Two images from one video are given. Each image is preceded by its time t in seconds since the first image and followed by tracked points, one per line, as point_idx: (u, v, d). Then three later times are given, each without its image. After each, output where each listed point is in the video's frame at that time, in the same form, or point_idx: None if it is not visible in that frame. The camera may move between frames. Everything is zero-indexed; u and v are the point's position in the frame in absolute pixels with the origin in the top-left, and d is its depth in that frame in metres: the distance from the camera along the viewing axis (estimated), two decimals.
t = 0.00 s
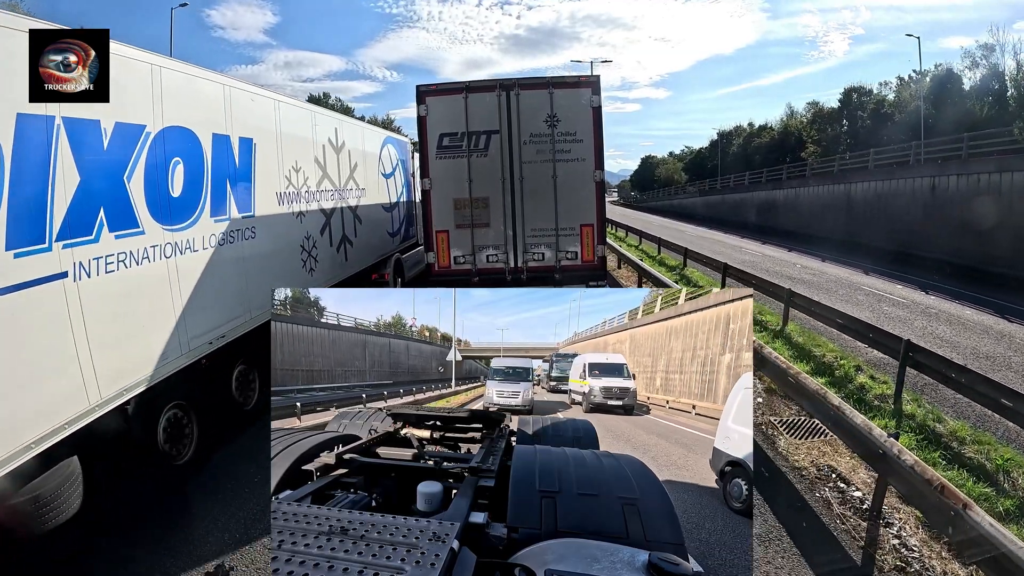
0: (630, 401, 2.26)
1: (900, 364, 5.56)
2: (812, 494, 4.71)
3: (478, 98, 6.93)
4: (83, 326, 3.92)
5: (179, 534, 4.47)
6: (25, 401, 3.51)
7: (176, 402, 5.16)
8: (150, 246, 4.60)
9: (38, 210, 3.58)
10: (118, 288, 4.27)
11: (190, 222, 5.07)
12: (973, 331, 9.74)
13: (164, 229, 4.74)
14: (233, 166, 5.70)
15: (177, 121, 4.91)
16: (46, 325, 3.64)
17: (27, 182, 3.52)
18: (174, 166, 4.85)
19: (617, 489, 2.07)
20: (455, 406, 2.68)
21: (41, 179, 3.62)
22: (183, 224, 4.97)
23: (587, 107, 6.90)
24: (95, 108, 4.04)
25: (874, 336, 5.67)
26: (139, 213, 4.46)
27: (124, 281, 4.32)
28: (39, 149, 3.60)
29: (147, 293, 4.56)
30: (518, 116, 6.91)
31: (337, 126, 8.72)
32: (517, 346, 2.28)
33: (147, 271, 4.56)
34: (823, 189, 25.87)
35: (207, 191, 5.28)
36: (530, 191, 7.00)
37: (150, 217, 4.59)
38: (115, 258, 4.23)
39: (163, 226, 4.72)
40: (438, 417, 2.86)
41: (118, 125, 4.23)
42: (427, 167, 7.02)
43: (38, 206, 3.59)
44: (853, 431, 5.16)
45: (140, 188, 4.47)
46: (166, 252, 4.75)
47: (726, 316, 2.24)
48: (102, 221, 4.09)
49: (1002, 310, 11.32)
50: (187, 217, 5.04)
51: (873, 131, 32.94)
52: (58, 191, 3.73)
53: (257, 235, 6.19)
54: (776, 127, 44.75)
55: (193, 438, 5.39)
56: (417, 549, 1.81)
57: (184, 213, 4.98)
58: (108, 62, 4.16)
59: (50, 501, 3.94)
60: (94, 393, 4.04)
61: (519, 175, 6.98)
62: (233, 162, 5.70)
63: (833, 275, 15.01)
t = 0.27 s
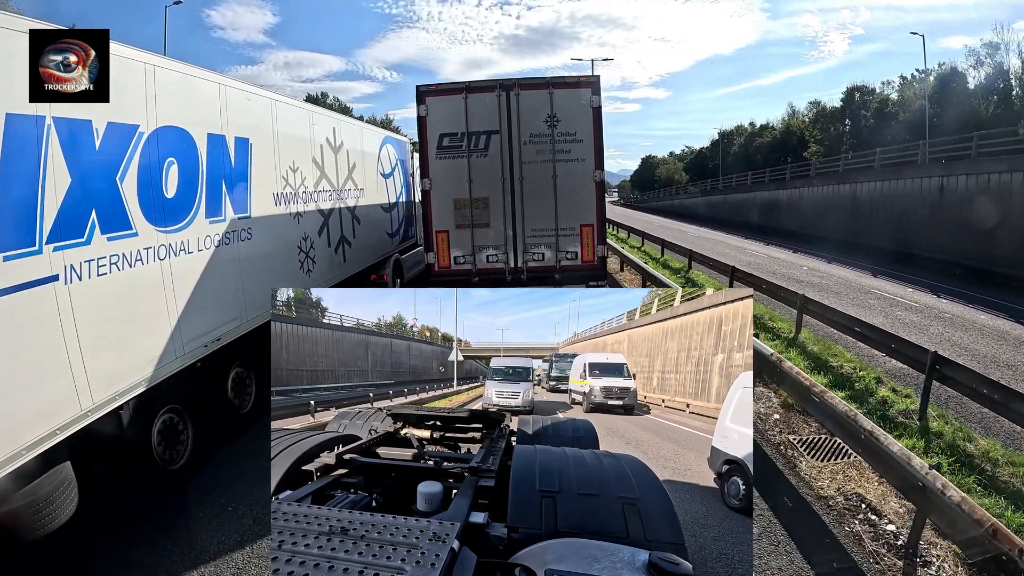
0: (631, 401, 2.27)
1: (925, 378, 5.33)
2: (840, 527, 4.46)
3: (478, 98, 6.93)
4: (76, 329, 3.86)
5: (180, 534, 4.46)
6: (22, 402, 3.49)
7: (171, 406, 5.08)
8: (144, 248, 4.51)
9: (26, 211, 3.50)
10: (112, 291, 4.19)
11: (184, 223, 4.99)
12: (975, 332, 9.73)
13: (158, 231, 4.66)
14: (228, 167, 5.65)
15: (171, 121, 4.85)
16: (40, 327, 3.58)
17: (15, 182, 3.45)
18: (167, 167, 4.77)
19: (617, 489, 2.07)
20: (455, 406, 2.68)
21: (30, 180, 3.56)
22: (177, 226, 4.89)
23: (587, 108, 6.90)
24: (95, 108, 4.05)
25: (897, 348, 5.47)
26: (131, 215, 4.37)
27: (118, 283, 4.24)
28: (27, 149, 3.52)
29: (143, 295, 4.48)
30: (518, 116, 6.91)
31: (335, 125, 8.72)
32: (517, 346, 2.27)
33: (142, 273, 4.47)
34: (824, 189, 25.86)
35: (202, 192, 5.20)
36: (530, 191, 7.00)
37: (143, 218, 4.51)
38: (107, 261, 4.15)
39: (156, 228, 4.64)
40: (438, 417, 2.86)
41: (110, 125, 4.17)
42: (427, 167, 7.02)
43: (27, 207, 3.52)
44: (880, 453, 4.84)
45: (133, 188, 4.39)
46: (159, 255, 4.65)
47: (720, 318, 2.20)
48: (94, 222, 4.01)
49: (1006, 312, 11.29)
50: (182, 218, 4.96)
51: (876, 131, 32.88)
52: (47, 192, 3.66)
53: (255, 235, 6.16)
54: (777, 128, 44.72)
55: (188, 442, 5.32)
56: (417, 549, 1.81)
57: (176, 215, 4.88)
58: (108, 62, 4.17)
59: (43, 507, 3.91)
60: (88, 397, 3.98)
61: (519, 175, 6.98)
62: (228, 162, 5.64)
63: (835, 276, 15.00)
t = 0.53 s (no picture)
0: (631, 402, 2.27)
1: (954, 392, 5.20)
2: (855, 543, 4.29)
3: (478, 98, 6.93)
4: (72, 329, 3.83)
5: (180, 534, 4.46)
6: (22, 402, 3.49)
7: (166, 409, 5.03)
8: (140, 249, 4.47)
9: (18, 212, 3.46)
10: (108, 291, 4.16)
11: (181, 224, 4.95)
12: (977, 334, 9.72)
13: (154, 231, 4.62)
14: (225, 167, 5.62)
15: (169, 121, 4.83)
16: (36, 327, 3.56)
17: (7, 183, 3.41)
18: (164, 167, 4.74)
19: (617, 489, 2.07)
20: (453, 407, 2.66)
21: (23, 180, 3.53)
22: (173, 226, 4.86)
23: (587, 108, 6.90)
24: (96, 108, 4.05)
25: (921, 359, 5.31)
26: (127, 215, 4.34)
27: (115, 283, 4.21)
28: (20, 149, 3.49)
29: (140, 295, 4.45)
30: (518, 116, 6.91)
31: (334, 125, 8.73)
32: (516, 346, 2.28)
33: (138, 273, 4.44)
34: (826, 189, 25.83)
35: (199, 192, 5.18)
36: (530, 191, 7.00)
37: (139, 218, 4.46)
38: (102, 263, 4.11)
39: (152, 228, 4.61)
40: (438, 417, 2.86)
41: (107, 124, 4.13)
42: (428, 167, 7.02)
43: (21, 207, 3.49)
44: (916, 483, 4.64)
45: (128, 189, 4.35)
46: (155, 255, 4.62)
47: (714, 320, 2.20)
48: (89, 223, 3.98)
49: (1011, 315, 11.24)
50: (178, 218, 4.92)
51: (878, 131, 32.83)
52: (42, 192, 3.63)
53: (253, 235, 6.15)
54: (779, 127, 44.67)
55: (185, 442, 5.30)
56: (417, 549, 1.81)
57: (174, 215, 4.85)
58: (108, 62, 4.17)
59: (37, 511, 3.85)
60: (85, 398, 3.95)
61: (519, 175, 6.98)
62: (225, 162, 5.62)
63: (837, 277, 14.97)
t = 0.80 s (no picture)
0: (631, 402, 2.26)
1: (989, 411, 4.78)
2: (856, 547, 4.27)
3: (479, 97, 6.93)
4: (68, 330, 3.80)
5: (179, 534, 4.46)
6: (21, 401, 3.49)
7: (165, 410, 5.01)
8: (137, 249, 4.45)
9: (13, 211, 3.44)
10: (104, 291, 4.14)
11: (178, 223, 4.94)
12: (980, 335, 9.71)
13: (151, 230, 4.61)
14: (223, 165, 5.62)
15: (167, 121, 4.82)
16: (33, 327, 3.55)
17: (4, 181, 3.39)
18: (161, 166, 4.73)
19: (617, 489, 2.07)
20: (451, 407, 2.64)
21: (21, 179, 3.51)
22: (171, 226, 4.84)
23: (588, 107, 6.90)
24: (95, 108, 4.05)
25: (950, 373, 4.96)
26: (123, 214, 4.32)
27: (112, 283, 4.19)
28: (17, 148, 3.47)
29: (137, 295, 4.44)
30: (519, 116, 6.91)
31: (333, 124, 8.72)
32: (516, 346, 2.28)
33: (136, 273, 4.43)
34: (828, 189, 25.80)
35: (196, 192, 5.17)
36: (530, 191, 7.00)
37: (136, 218, 4.45)
38: (98, 262, 4.08)
39: (150, 227, 4.60)
40: (438, 417, 2.86)
41: (105, 124, 4.13)
42: (428, 167, 7.02)
43: (18, 206, 3.47)
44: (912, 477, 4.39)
45: (124, 188, 4.33)
46: (152, 255, 4.61)
47: (708, 322, 2.20)
48: (85, 222, 3.95)
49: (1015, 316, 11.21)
50: (176, 217, 4.91)
51: (881, 131, 32.78)
52: (37, 191, 3.60)
53: (251, 235, 6.13)
54: (780, 127, 44.62)
55: (183, 441, 5.32)
56: (417, 550, 1.81)
57: (170, 215, 4.84)
58: (108, 62, 4.17)
59: (32, 513, 3.83)
60: (80, 399, 3.92)
61: (520, 175, 6.98)
62: (223, 161, 5.62)
63: (840, 277, 14.95)
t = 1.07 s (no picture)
0: (632, 403, 2.27)
1: None
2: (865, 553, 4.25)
3: (479, 97, 6.92)
4: (65, 331, 3.79)
5: (178, 534, 4.46)
6: (21, 402, 3.50)
7: (164, 411, 4.99)
8: (134, 249, 4.45)
9: (9, 211, 3.42)
10: (102, 292, 4.14)
11: (176, 224, 4.94)
12: (985, 336, 9.67)
13: (149, 231, 4.61)
14: (221, 165, 5.62)
15: (165, 121, 4.82)
16: (31, 328, 3.54)
17: None
18: (158, 167, 4.73)
19: (617, 489, 2.07)
20: (453, 407, 2.63)
21: (20, 179, 3.51)
22: (168, 227, 4.84)
23: (588, 107, 6.90)
24: (95, 108, 4.05)
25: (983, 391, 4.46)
26: (120, 215, 4.31)
27: (109, 284, 4.19)
28: (15, 148, 3.45)
29: (136, 296, 4.44)
30: (520, 116, 6.91)
31: (333, 124, 8.72)
32: (517, 346, 2.28)
33: (133, 274, 4.42)
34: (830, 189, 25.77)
35: (194, 192, 5.17)
36: (531, 191, 7.00)
37: (133, 219, 4.44)
38: (95, 263, 4.07)
39: (147, 228, 4.59)
40: (438, 417, 2.86)
41: (104, 124, 4.12)
42: (428, 167, 7.02)
43: (17, 206, 3.47)
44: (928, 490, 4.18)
45: (122, 188, 4.32)
46: (150, 256, 4.60)
47: (701, 325, 2.21)
48: (82, 223, 3.93)
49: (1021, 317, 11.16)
50: (173, 218, 4.91)
51: (884, 131, 32.70)
52: (33, 192, 3.59)
53: (251, 235, 6.14)
54: (782, 127, 44.57)
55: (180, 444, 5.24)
56: (417, 550, 1.81)
57: (168, 215, 4.83)
58: (108, 62, 4.18)
59: (29, 515, 3.78)
60: (77, 400, 3.91)
61: (521, 175, 6.98)
62: (221, 161, 5.62)
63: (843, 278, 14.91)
